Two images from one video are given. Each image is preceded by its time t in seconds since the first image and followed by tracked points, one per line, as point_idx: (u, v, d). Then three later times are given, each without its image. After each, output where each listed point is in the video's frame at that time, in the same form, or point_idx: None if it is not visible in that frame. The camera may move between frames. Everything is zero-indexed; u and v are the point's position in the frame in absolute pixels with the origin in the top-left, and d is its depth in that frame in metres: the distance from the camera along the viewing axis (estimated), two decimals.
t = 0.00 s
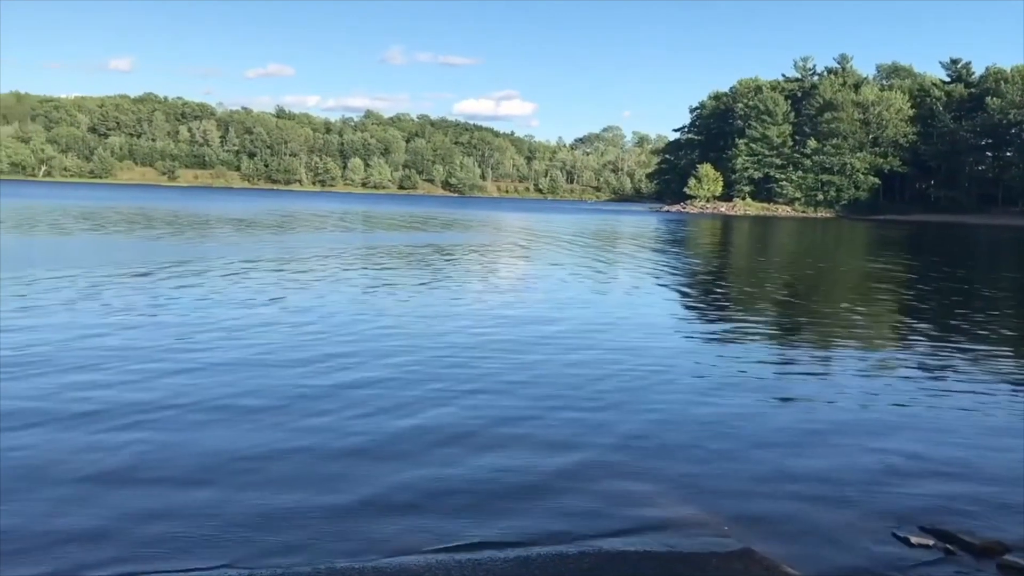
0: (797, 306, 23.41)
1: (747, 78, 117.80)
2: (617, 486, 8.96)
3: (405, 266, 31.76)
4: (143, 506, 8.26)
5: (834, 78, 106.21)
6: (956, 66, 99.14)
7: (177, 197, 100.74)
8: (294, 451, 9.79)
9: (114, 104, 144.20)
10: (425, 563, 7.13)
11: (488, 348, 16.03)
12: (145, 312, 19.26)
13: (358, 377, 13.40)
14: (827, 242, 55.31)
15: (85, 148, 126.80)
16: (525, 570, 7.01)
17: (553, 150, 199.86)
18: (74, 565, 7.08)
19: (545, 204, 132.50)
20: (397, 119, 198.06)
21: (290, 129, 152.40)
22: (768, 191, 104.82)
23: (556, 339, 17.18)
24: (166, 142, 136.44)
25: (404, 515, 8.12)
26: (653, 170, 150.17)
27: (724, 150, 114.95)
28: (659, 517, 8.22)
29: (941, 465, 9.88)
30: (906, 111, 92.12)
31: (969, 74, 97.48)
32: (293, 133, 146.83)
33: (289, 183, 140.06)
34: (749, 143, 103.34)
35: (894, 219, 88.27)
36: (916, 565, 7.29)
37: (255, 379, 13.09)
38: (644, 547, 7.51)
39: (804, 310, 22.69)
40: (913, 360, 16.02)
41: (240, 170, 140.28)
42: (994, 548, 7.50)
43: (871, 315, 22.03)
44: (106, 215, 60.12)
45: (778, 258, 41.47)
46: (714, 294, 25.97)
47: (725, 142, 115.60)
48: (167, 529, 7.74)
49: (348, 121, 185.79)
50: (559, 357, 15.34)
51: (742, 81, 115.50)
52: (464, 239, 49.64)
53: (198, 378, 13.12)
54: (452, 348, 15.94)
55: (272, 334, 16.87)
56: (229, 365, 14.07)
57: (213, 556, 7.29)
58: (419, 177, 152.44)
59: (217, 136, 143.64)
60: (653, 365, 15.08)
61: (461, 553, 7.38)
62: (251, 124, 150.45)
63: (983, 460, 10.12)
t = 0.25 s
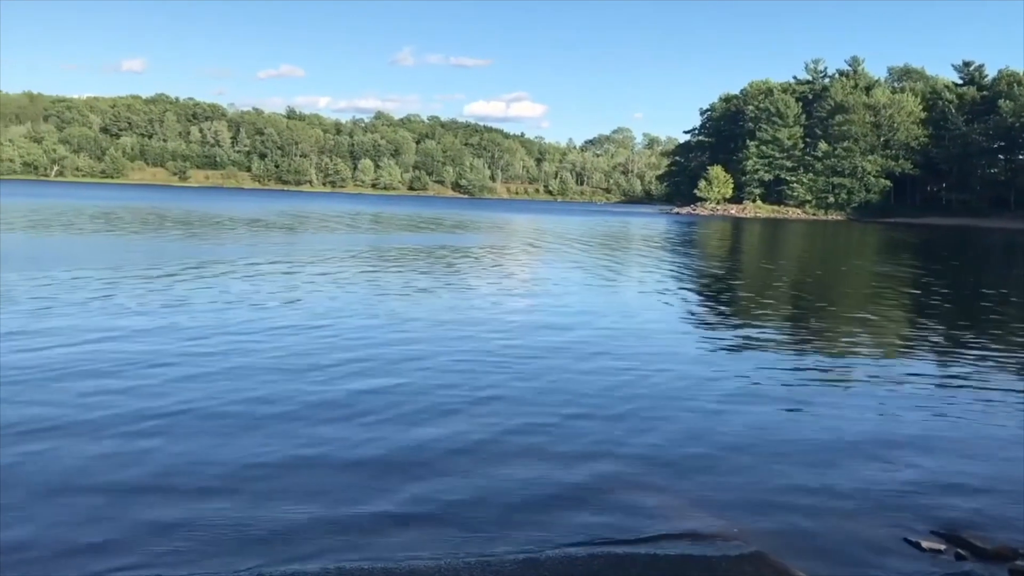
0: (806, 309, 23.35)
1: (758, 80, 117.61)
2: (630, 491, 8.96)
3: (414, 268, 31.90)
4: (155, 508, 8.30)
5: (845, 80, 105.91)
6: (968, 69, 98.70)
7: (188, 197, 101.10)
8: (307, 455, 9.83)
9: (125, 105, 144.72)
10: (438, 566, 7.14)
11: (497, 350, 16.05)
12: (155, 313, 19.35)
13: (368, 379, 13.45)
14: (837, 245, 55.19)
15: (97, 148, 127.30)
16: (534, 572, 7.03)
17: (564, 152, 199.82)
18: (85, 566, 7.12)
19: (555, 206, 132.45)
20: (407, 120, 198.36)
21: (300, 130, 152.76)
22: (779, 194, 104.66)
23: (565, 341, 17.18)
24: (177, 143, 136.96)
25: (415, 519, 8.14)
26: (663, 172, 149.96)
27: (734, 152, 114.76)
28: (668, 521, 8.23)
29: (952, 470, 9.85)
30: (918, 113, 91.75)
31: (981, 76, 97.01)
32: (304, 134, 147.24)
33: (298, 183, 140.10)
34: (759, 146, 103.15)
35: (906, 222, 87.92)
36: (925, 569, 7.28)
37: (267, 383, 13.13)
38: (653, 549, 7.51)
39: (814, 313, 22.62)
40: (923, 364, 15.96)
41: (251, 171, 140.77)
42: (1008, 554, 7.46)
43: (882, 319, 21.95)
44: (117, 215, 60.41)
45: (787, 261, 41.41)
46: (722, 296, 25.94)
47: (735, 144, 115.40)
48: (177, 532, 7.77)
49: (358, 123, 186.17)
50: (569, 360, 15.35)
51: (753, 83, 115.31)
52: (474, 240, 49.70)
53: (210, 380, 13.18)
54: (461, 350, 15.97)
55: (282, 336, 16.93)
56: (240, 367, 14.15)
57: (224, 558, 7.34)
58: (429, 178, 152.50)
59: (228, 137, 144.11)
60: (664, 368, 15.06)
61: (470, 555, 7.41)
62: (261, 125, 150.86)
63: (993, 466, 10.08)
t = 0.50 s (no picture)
0: (814, 311, 23.30)
1: (765, 81, 117.48)
2: (635, 493, 9.00)
3: (422, 268, 32.08)
4: (164, 510, 8.38)
5: (852, 81, 105.72)
6: (976, 70, 98.35)
7: (195, 197, 101.48)
8: (315, 457, 9.90)
9: (133, 105, 145.17)
10: (443, 566, 7.18)
11: (505, 352, 16.09)
12: (163, 313, 19.48)
13: (376, 382, 13.49)
14: (845, 246, 55.08)
15: (105, 148, 127.67)
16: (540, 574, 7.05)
17: (570, 152, 199.81)
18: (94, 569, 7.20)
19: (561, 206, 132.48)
20: (414, 120, 198.66)
21: (307, 130, 153.09)
22: (786, 195, 104.60)
23: (571, 343, 17.21)
24: (184, 143, 137.39)
25: (422, 520, 8.19)
26: (669, 172, 149.85)
27: (741, 153, 114.69)
28: (676, 524, 8.24)
29: (962, 474, 9.83)
30: (925, 115, 91.51)
31: (990, 77, 96.64)
32: (310, 135, 147.55)
33: (306, 184, 140.64)
34: (766, 147, 103.04)
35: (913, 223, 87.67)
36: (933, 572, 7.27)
37: (276, 384, 13.22)
38: (660, 551, 7.53)
39: (821, 315, 22.57)
40: (931, 367, 15.93)
41: (258, 170, 141.12)
42: (1014, 556, 7.46)
43: (889, 321, 21.96)
44: (125, 215, 60.72)
45: (795, 263, 41.34)
46: (729, 298, 25.93)
47: (742, 145, 115.31)
48: (186, 534, 7.85)
49: (365, 123, 186.38)
50: (576, 362, 15.38)
51: (759, 84, 115.21)
52: (481, 241, 49.80)
53: (219, 382, 13.28)
54: (469, 352, 16.02)
55: (290, 337, 17.00)
56: (249, 369, 14.21)
57: (232, 559, 7.40)
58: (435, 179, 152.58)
59: (235, 137, 144.49)
60: (670, 370, 15.11)
61: (477, 557, 7.43)
62: (268, 125, 151.19)
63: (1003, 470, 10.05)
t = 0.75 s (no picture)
0: (820, 311, 23.21)
1: (772, 81, 117.26)
2: (641, 491, 9.00)
3: (427, 267, 32.18)
4: (169, 507, 8.40)
5: (859, 81, 105.46)
6: (984, 70, 97.95)
7: (202, 196, 101.85)
8: (321, 455, 9.91)
9: (140, 104, 145.57)
10: (448, 565, 7.18)
11: (510, 352, 16.11)
12: (170, 313, 19.56)
13: (384, 381, 13.54)
14: (853, 247, 54.96)
15: (112, 147, 128.06)
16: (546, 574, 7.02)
17: (577, 152, 199.68)
18: (99, 564, 7.21)
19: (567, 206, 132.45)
20: (420, 120, 198.88)
21: (314, 129, 153.26)
22: (792, 195, 104.51)
23: (577, 343, 17.22)
24: (191, 142, 137.78)
25: (427, 518, 8.20)
26: (676, 173, 149.67)
27: (748, 153, 114.53)
28: (684, 523, 8.22)
29: (971, 475, 9.79)
30: (933, 115, 91.19)
31: (998, 77, 96.19)
32: (317, 135, 147.79)
33: (313, 184, 141.19)
34: (773, 147, 102.86)
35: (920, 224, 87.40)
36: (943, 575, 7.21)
37: (282, 383, 13.26)
38: (667, 551, 7.52)
39: (828, 315, 22.51)
40: (939, 368, 15.85)
41: (264, 170, 141.46)
42: (1021, 558, 7.42)
43: (896, 321, 21.92)
44: (132, 213, 60.99)
45: (801, 263, 41.31)
46: (736, 298, 25.91)
47: (749, 145, 115.20)
48: (192, 531, 7.86)
49: (371, 122, 186.56)
50: (581, 361, 15.39)
51: (766, 84, 115.03)
52: (487, 241, 49.95)
53: (225, 380, 13.32)
54: (475, 351, 16.02)
55: (296, 336, 17.03)
56: (256, 368, 14.23)
57: (236, 556, 7.41)
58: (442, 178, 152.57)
59: (241, 137, 144.86)
60: (676, 369, 15.10)
61: (482, 556, 7.41)
62: (275, 125, 151.49)
63: (1014, 471, 9.97)
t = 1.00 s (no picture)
0: (828, 313, 23.30)
1: (778, 82, 117.22)
2: (648, 494, 9.09)
3: (434, 269, 32.39)
4: (181, 511, 8.53)
5: (867, 82, 105.30)
6: (992, 70, 97.72)
7: (209, 197, 102.24)
8: (331, 458, 10.03)
9: (148, 106, 146.13)
10: (457, 567, 7.28)
11: (520, 355, 16.25)
12: (182, 315, 19.76)
13: (394, 384, 13.67)
14: (860, 248, 54.87)
15: (119, 148, 128.63)
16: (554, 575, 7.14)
17: (583, 153, 199.63)
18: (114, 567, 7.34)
19: (574, 207, 132.51)
20: (427, 121, 199.03)
21: (321, 130, 153.52)
22: (799, 196, 104.46)
23: (586, 346, 17.37)
24: (199, 143, 138.31)
25: (436, 521, 8.30)
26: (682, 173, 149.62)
27: (755, 154, 114.47)
28: (691, 525, 8.33)
29: (978, 476, 9.86)
30: (940, 115, 91.02)
31: (1006, 78, 95.93)
32: (324, 136, 148.17)
33: (319, 185, 142.31)
34: (780, 148, 102.82)
35: (927, 225, 87.24)
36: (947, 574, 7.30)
37: (292, 386, 13.39)
38: (674, 553, 7.62)
39: (835, 317, 22.59)
40: (947, 370, 15.93)
41: (272, 171, 141.85)
42: None
43: (902, 323, 21.99)
44: (141, 215, 61.38)
45: (808, 264, 41.36)
46: (743, 300, 26.02)
47: (756, 146, 115.12)
48: (204, 535, 7.99)
49: (378, 123, 186.90)
50: (589, 364, 15.52)
51: (773, 85, 114.99)
52: (495, 242, 50.03)
53: (234, 385, 13.46)
54: (485, 354, 16.16)
55: (307, 340, 17.19)
56: (267, 372, 14.40)
57: (248, 559, 7.53)
58: (448, 179, 152.66)
59: (249, 138, 145.29)
60: (682, 372, 15.19)
61: (493, 557, 7.54)
62: (282, 126, 151.90)
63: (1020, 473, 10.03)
